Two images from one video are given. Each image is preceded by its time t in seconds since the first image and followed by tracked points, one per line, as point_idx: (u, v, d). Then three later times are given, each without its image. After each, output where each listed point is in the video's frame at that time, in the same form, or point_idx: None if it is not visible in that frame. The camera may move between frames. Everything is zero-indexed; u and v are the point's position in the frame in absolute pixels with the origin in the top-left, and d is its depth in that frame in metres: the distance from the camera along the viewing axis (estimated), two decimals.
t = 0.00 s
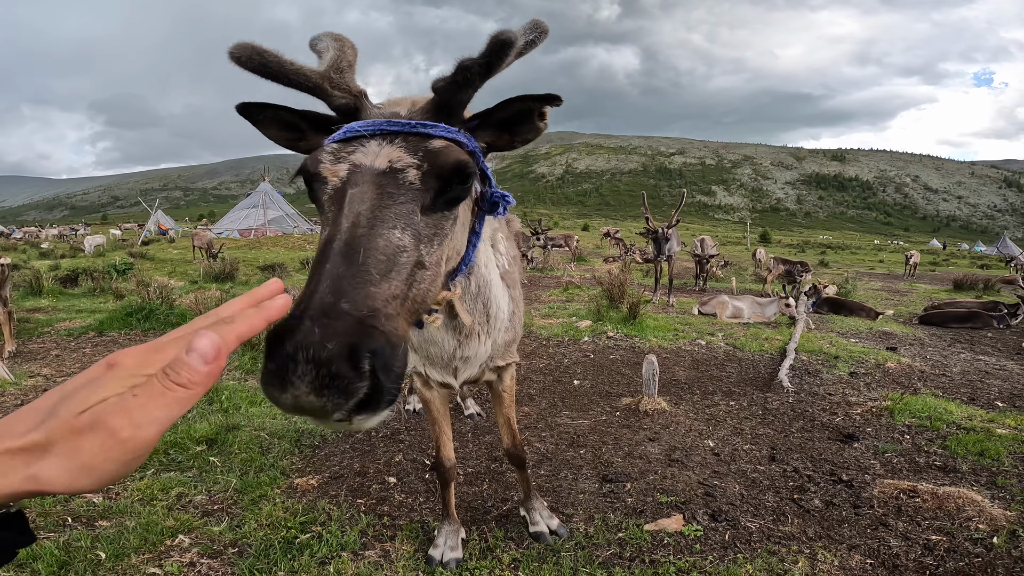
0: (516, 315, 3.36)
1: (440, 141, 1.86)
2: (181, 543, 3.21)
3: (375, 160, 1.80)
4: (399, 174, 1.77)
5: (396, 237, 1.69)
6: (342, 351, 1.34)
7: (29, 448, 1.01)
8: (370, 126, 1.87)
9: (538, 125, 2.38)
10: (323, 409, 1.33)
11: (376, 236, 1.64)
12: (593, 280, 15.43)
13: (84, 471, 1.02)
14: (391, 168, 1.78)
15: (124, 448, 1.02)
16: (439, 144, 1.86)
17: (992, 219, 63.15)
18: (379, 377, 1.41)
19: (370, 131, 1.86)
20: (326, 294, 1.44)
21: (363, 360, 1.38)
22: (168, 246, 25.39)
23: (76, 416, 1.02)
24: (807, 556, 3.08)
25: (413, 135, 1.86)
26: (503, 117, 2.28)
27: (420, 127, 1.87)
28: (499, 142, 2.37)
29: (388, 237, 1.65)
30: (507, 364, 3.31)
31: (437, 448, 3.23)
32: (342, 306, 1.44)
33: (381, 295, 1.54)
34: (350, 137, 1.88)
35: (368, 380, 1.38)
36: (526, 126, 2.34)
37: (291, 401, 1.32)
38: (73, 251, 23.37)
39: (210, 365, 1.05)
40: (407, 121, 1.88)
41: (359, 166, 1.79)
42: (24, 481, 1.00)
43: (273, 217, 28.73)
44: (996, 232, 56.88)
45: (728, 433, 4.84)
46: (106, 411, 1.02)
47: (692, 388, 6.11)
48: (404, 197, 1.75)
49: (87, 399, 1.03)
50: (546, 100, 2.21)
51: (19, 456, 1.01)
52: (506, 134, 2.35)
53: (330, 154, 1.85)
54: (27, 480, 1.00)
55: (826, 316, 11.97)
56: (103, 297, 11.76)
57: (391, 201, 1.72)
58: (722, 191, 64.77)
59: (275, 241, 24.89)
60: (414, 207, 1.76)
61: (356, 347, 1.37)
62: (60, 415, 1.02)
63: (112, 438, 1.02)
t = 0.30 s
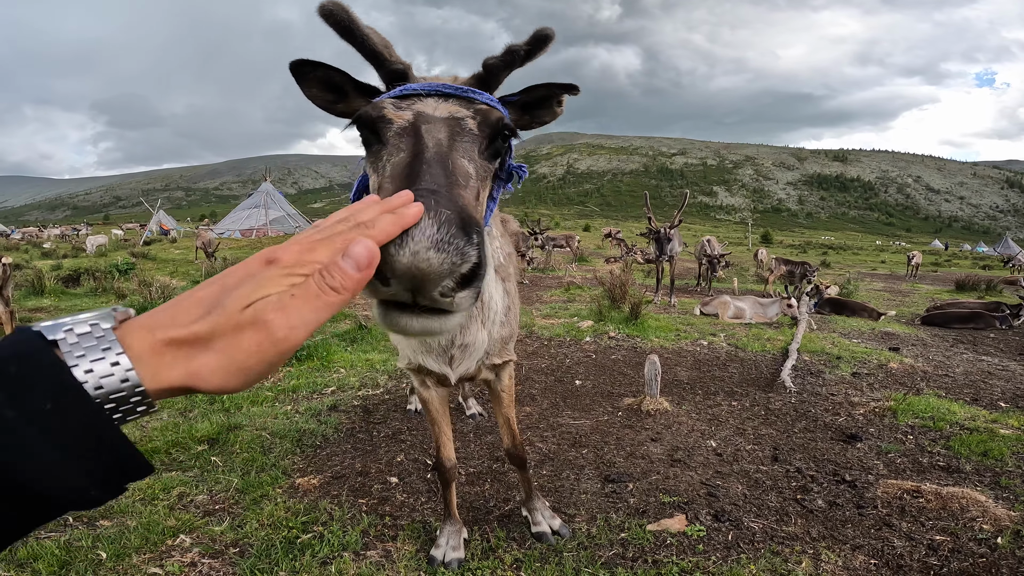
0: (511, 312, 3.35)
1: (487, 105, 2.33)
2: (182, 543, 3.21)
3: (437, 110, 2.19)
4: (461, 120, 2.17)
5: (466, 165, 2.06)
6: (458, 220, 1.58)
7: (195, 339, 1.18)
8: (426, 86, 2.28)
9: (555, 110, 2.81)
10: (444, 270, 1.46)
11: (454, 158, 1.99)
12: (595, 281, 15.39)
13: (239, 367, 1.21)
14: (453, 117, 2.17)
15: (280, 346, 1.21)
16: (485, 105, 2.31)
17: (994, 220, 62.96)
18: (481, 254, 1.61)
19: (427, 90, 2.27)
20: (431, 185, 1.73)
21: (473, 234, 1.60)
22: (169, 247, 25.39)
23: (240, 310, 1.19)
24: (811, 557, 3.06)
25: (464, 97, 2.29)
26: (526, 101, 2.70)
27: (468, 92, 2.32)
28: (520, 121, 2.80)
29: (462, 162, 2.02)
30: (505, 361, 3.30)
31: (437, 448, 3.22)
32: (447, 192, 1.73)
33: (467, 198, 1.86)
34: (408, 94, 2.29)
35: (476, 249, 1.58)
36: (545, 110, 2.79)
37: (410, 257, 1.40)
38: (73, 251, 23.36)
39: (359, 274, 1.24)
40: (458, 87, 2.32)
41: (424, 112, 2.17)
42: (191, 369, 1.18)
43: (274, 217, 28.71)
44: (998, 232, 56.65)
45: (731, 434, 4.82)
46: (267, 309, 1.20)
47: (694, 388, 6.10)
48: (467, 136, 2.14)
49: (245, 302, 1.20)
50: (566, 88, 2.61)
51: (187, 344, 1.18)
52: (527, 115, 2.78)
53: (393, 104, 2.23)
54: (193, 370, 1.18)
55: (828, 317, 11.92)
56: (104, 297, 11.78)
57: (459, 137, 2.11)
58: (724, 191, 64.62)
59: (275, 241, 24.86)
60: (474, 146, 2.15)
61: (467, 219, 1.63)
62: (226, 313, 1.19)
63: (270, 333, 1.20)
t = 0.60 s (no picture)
0: (508, 307, 3.34)
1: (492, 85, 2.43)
2: (179, 542, 3.22)
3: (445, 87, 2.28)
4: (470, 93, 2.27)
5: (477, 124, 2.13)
6: (470, 148, 1.68)
7: (193, 375, 1.34)
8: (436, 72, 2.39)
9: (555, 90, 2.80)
10: (460, 195, 1.59)
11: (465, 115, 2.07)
12: (595, 282, 15.39)
13: (229, 379, 1.34)
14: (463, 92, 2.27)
15: (254, 348, 1.36)
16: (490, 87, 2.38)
17: (997, 221, 62.86)
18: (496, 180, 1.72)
19: (436, 75, 2.38)
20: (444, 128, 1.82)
21: (487, 160, 1.70)
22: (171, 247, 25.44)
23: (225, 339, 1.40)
24: (806, 560, 3.06)
25: (469, 80, 2.38)
26: (527, 85, 2.71)
27: (474, 77, 2.41)
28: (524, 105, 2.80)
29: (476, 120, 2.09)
30: (501, 362, 3.28)
31: (432, 450, 3.22)
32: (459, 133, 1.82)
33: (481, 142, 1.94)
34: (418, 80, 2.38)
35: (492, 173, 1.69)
36: (547, 89, 2.77)
37: (431, 182, 1.55)
38: (75, 252, 23.43)
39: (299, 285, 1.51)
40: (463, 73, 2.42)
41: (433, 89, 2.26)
42: (193, 403, 1.32)
43: (275, 218, 28.76)
44: (1001, 233, 56.47)
45: (729, 436, 4.81)
46: (240, 326, 1.41)
47: (693, 390, 6.10)
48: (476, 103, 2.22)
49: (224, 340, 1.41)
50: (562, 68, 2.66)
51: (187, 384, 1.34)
52: (530, 96, 2.78)
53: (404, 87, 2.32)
54: (195, 401, 1.31)
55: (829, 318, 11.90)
56: (105, 297, 11.81)
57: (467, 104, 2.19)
58: (725, 192, 64.56)
59: (276, 241, 24.90)
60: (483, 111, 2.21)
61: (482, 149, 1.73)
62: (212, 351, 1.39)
63: (245, 339, 1.37)
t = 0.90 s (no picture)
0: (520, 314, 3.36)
1: (454, 158, 1.94)
2: (187, 541, 3.27)
3: (389, 177, 1.88)
4: (408, 193, 1.84)
5: (397, 258, 1.76)
6: (308, 383, 1.43)
7: None
8: (391, 141, 1.97)
9: (565, 137, 2.48)
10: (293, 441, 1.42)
11: (375, 256, 1.72)
12: (597, 283, 15.45)
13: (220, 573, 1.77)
14: (403, 187, 1.85)
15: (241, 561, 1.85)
16: (450, 166, 1.93)
17: (999, 222, 62.74)
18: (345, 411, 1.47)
19: (390, 146, 1.96)
20: (310, 320, 1.54)
21: (330, 393, 1.45)
22: (174, 247, 25.60)
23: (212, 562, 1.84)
24: (804, 559, 3.10)
25: (429, 153, 1.94)
26: (527, 130, 2.38)
27: (436, 146, 1.95)
28: (525, 155, 2.46)
29: (386, 262, 1.74)
30: (511, 366, 3.33)
31: (439, 450, 3.28)
32: (324, 333, 1.52)
33: (370, 320, 1.62)
34: (371, 152, 1.99)
35: (332, 414, 1.44)
36: (553, 137, 2.45)
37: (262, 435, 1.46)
38: (80, 251, 23.61)
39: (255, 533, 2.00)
40: (424, 138, 1.97)
41: (374, 180, 1.89)
42: None
43: (278, 218, 28.89)
44: (1004, 234, 56.28)
45: (730, 437, 4.85)
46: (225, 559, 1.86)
47: (693, 391, 6.14)
48: (410, 215, 1.83)
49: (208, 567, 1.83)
50: (570, 109, 2.34)
51: None
52: (533, 145, 2.44)
53: (352, 167, 1.99)
54: None
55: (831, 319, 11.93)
56: (110, 297, 11.90)
57: (396, 221, 1.80)
58: (727, 193, 64.52)
59: (279, 241, 25.04)
60: (417, 228, 1.83)
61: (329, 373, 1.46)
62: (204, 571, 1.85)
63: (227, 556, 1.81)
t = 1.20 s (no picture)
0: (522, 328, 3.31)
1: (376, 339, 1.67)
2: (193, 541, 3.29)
3: (302, 362, 1.61)
4: (324, 389, 1.59)
5: (321, 459, 1.58)
6: None
7: None
8: (303, 312, 1.67)
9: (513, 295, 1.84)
10: None
11: (295, 462, 1.53)
12: (599, 283, 15.46)
13: None
14: (317, 379, 1.59)
15: None
16: (373, 352, 1.65)
17: (1002, 222, 62.59)
18: None
19: (304, 320, 1.67)
20: (235, 525, 1.41)
21: None
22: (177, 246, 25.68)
23: None
24: (808, 558, 3.11)
25: (347, 331, 1.66)
26: (461, 289, 1.84)
27: (356, 322, 1.66)
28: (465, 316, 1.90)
29: (309, 462, 1.55)
30: (517, 368, 3.35)
31: (447, 449, 3.28)
32: (250, 543, 1.41)
33: (300, 524, 1.50)
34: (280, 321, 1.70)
35: None
36: (497, 300, 1.85)
37: None
38: (84, 250, 23.73)
39: None
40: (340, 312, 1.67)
41: (286, 365, 1.62)
42: None
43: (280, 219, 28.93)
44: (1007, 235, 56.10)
45: (733, 436, 4.86)
46: None
47: (696, 391, 6.15)
48: (330, 412, 1.60)
49: None
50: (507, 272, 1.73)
51: None
52: (474, 303, 1.89)
53: (259, 338, 1.69)
54: None
55: (833, 320, 11.93)
56: (114, 297, 11.95)
57: (313, 424, 1.57)
58: (729, 193, 64.46)
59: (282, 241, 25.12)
60: (341, 424, 1.62)
61: None
62: None
63: None
